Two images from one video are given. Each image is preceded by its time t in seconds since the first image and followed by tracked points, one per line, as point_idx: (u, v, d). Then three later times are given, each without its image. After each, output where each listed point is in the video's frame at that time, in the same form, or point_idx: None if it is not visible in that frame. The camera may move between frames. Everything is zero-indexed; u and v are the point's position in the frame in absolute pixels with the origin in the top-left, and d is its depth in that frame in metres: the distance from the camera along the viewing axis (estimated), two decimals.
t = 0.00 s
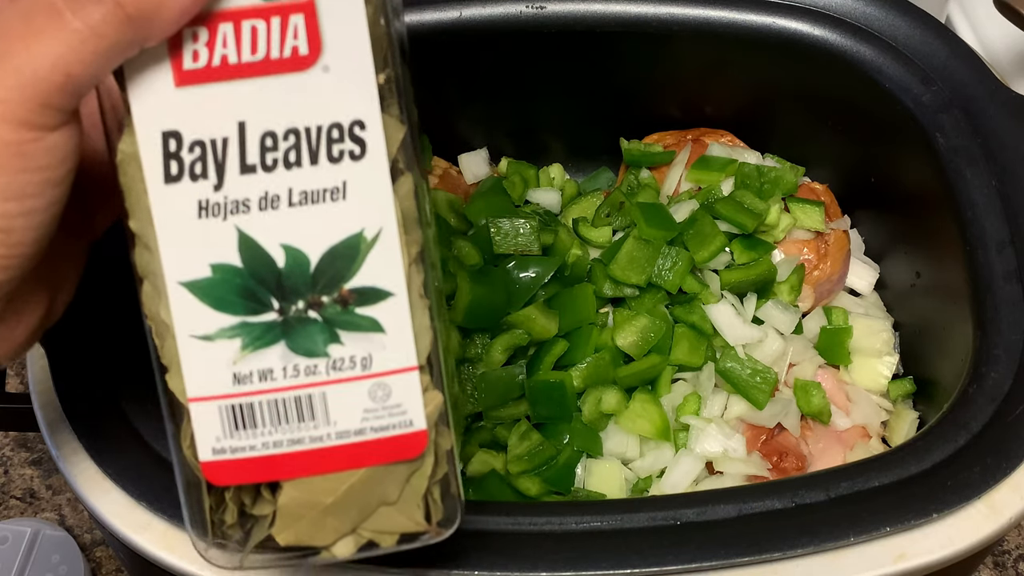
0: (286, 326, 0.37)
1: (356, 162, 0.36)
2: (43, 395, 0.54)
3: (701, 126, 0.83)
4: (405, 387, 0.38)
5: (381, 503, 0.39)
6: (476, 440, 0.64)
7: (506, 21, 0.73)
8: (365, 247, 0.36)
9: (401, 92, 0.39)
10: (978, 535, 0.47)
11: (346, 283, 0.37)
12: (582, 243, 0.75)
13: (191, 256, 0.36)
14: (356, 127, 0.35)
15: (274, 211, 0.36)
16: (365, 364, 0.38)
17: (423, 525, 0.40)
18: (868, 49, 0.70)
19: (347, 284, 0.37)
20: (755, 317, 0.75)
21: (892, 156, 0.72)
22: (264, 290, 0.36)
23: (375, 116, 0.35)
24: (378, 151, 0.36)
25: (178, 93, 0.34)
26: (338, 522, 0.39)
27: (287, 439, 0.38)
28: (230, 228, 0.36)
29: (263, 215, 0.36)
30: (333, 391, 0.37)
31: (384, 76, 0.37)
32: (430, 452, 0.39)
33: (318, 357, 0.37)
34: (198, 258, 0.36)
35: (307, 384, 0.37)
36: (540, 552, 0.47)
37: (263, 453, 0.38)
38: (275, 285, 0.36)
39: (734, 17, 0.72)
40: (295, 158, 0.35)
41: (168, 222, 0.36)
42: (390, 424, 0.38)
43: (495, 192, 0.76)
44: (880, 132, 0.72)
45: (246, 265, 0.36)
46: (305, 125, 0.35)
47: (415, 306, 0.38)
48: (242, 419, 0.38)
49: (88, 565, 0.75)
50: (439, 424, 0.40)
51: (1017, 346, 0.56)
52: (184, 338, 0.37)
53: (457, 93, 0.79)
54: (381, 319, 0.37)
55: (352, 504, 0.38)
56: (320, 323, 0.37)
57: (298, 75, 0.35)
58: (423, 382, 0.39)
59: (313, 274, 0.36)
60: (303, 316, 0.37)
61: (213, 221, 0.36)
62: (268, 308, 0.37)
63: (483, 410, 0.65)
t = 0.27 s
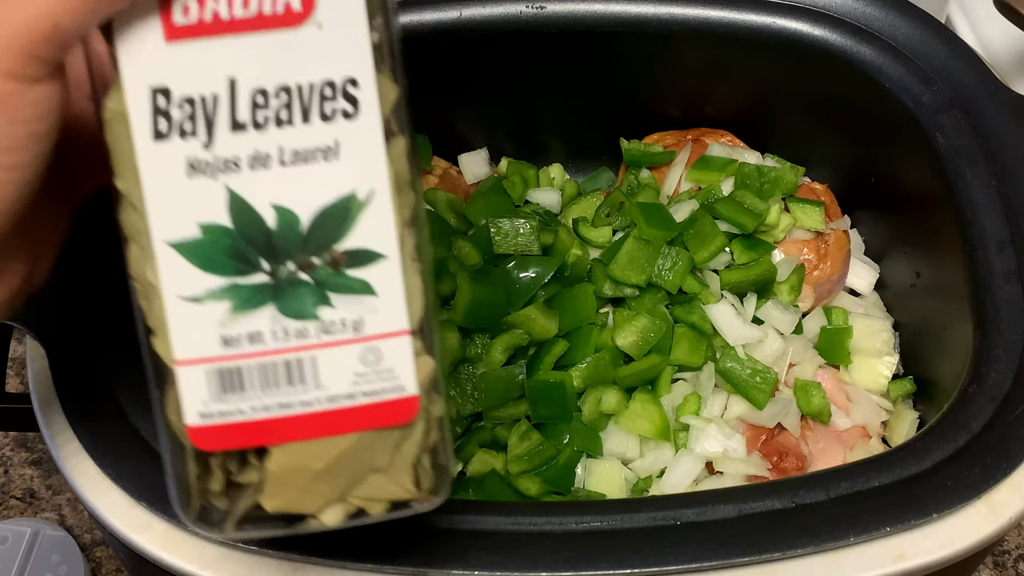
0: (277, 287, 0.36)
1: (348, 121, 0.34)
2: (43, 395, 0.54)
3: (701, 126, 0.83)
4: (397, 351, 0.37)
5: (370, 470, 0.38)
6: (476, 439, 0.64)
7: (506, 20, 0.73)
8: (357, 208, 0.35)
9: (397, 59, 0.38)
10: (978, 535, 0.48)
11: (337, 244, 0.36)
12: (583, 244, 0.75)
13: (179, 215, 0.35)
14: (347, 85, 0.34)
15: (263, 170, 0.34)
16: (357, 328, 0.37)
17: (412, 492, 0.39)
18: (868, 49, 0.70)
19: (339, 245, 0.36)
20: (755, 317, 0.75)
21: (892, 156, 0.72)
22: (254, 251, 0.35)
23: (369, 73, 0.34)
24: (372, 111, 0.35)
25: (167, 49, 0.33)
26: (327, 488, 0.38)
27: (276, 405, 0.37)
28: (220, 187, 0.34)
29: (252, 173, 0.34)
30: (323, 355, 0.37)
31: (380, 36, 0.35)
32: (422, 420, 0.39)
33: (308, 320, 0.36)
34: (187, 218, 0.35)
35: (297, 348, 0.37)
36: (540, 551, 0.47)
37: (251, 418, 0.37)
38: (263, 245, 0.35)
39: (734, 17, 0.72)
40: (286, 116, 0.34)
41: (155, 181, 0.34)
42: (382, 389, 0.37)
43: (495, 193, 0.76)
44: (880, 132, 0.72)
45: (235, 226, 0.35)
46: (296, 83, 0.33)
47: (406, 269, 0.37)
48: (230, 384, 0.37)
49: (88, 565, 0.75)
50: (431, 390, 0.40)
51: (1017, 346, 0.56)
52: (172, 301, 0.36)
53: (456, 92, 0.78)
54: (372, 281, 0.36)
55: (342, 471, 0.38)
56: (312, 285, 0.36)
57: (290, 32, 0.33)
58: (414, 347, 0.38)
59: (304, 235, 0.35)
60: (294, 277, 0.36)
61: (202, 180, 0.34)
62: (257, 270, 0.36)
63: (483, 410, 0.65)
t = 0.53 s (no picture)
0: (261, 271, 0.36)
1: (334, 100, 0.35)
2: (42, 396, 0.54)
3: (701, 126, 0.83)
4: (384, 338, 0.38)
5: (357, 458, 0.39)
6: (476, 439, 0.64)
7: (506, 21, 0.73)
8: (343, 190, 0.36)
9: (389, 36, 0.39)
10: (978, 535, 0.48)
11: (324, 227, 0.36)
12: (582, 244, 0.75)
13: (166, 196, 0.36)
14: (332, 64, 0.35)
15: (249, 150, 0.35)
16: (344, 314, 0.37)
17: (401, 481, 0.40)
18: (868, 49, 0.70)
19: (325, 229, 0.36)
20: (756, 317, 0.75)
21: (892, 156, 0.72)
22: (239, 234, 0.36)
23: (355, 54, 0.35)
24: (357, 87, 0.35)
25: (152, 25, 0.34)
26: (312, 475, 0.39)
27: (262, 392, 0.38)
28: (204, 167, 0.35)
29: (238, 154, 0.35)
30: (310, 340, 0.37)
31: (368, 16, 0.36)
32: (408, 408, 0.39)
33: (294, 304, 0.37)
34: (170, 197, 0.36)
35: (284, 335, 0.37)
36: (540, 551, 0.47)
37: (237, 406, 0.38)
38: (249, 228, 0.36)
39: (734, 17, 0.72)
40: (271, 96, 0.35)
41: (139, 161, 0.35)
42: (369, 375, 0.38)
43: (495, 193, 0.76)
44: (880, 132, 0.72)
45: (220, 207, 0.36)
46: (279, 61, 0.34)
47: (393, 254, 0.38)
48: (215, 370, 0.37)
49: (88, 564, 0.75)
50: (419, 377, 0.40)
51: (1017, 346, 0.56)
52: (158, 283, 0.37)
53: (456, 91, 0.79)
54: (358, 266, 0.37)
55: (327, 459, 0.38)
56: (297, 269, 0.36)
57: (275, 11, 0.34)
58: (402, 333, 0.38)
59: (290, 216, 0.36)
60: (278, 261, 0.36)
61: (186, 159, 0.35)
62: (243, 253, 0.36)
63: (482, 410, 0.65)
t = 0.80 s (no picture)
0: (190, 295, 0.33)
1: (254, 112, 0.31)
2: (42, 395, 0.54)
3: (701, 126, 0.83)
4: (324, 370, 0.34)
5: (306, 496, 0.36)
6: (476, 439, 0.64)
7: (506, 21, 0.73)
8: (270, 211, 0.32)
9: (347, 41, 0.35)
10: (978, 535, 0.47)
11: (251, 250, 0.33)
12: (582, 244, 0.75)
13: (87, 220, 0.33)
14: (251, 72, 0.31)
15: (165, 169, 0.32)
16: (276, 342, 0.34)
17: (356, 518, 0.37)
18: (868, 49, 0.70)
19: (254, 251, 0.33)
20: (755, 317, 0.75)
21: (892, 156, 0.72)
22: (162, 256, 0.33)
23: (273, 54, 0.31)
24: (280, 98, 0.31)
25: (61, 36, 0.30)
26: (259, 514, 0.36)
27: (195, 423, 0.35)
28: (124, 188, 0.32)
29: (157, 174, 0.32)
30: (243, 369, 0.34)
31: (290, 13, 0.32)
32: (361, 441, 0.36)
33: (224, 333, 0.34)
34: (91, 221, 0.33)
35: (214, 364, 0.34)
36: (540, 551, 0.47)
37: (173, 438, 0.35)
38: (173, 251, 0.33)
39: (734, 17, 0.72)
40: (187, 110, 0.31)
41: (58, 181, 0.32)
42: (306, 410, 0.34)
43: (495, 193, 0.76)
44: (880, 131, 0.72)
45: (141, 229, 0.32)
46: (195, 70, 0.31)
47: (330, 276, 0.34)
48: (150, 399, 0.35)
49: (88, 564, 0.75)
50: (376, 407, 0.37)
51: (1017, 346, 0.55)
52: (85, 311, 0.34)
53: (456, 91, 0.79)
54: (290, 292, 0.33)
55: (270, 496, 0.35)
56: (225, 296, 0.33)
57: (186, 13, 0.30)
58: (346, 363, 0.35)
59: (213, 237, 0.32)
60: (205, 286, 0.33)
61: (104, 178, 0.32)
62: (167, 278, 0.33)
63: (482, 410, 0.65)
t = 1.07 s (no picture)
0: None
1: None
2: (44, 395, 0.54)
3: (701, 126, 0.83)
4: None
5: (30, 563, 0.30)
6: (476, 440, 0.66)
7: (505, 21, 0.72)
8: None
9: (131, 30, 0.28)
10: (978, 535, 0.48)
11: None
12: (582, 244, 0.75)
13: None
14: None
15: None
16: None
17: None
18: (868, 49, 0.70)
19: None
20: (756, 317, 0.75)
21: (892, 156, 0.72)
22: None
23: None
24: None
25: None
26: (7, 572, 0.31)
27: None
28: None
29: None
30: None
31: None
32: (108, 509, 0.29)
33: None
34: None
35: None
36: (540, 551, 0.47)
37: None
38: None
39: (734, 17, 0.72)
40: None
41: None
42: None
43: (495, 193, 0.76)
44: (881, 131, 0.72)
45: None
46: None
47: None
48: None
49: (88, 565, 0.75)
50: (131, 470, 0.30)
51: (1017, 346, 0.55)
52: None
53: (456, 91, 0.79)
54: None
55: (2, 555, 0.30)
56: None
57: None
58: None
59: None
60: None
61: None
62: None
63: (483, 411, 0.66)
